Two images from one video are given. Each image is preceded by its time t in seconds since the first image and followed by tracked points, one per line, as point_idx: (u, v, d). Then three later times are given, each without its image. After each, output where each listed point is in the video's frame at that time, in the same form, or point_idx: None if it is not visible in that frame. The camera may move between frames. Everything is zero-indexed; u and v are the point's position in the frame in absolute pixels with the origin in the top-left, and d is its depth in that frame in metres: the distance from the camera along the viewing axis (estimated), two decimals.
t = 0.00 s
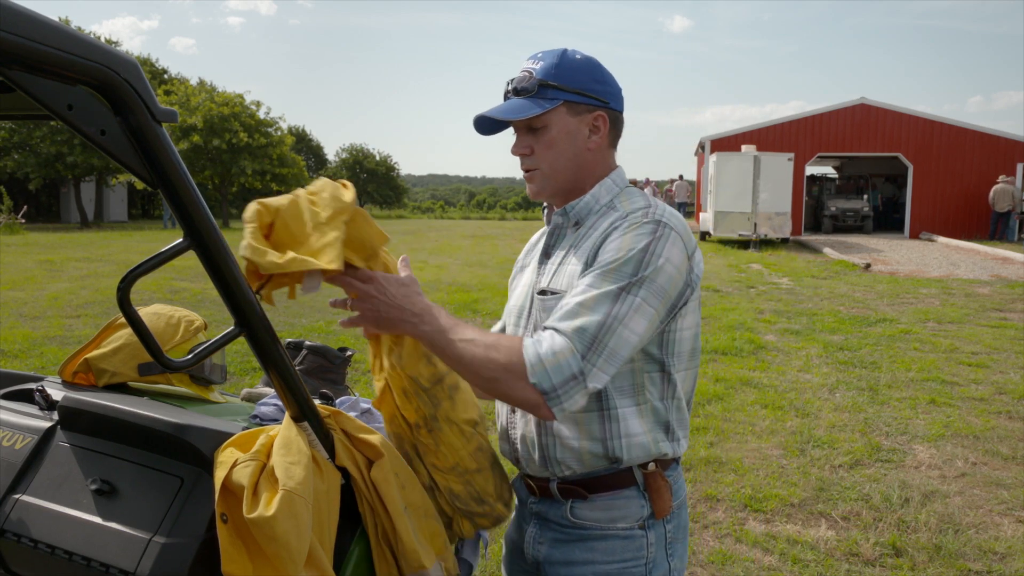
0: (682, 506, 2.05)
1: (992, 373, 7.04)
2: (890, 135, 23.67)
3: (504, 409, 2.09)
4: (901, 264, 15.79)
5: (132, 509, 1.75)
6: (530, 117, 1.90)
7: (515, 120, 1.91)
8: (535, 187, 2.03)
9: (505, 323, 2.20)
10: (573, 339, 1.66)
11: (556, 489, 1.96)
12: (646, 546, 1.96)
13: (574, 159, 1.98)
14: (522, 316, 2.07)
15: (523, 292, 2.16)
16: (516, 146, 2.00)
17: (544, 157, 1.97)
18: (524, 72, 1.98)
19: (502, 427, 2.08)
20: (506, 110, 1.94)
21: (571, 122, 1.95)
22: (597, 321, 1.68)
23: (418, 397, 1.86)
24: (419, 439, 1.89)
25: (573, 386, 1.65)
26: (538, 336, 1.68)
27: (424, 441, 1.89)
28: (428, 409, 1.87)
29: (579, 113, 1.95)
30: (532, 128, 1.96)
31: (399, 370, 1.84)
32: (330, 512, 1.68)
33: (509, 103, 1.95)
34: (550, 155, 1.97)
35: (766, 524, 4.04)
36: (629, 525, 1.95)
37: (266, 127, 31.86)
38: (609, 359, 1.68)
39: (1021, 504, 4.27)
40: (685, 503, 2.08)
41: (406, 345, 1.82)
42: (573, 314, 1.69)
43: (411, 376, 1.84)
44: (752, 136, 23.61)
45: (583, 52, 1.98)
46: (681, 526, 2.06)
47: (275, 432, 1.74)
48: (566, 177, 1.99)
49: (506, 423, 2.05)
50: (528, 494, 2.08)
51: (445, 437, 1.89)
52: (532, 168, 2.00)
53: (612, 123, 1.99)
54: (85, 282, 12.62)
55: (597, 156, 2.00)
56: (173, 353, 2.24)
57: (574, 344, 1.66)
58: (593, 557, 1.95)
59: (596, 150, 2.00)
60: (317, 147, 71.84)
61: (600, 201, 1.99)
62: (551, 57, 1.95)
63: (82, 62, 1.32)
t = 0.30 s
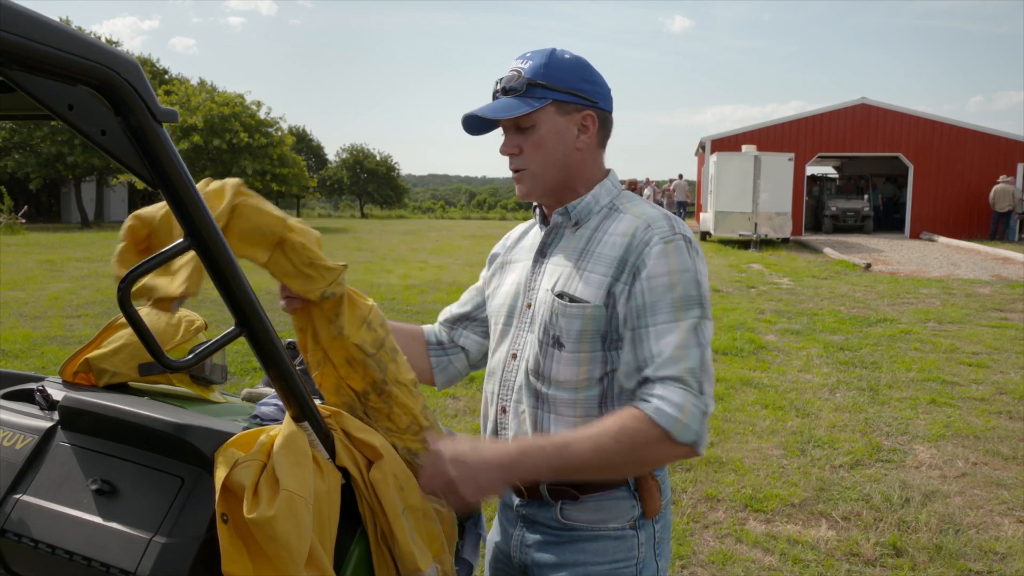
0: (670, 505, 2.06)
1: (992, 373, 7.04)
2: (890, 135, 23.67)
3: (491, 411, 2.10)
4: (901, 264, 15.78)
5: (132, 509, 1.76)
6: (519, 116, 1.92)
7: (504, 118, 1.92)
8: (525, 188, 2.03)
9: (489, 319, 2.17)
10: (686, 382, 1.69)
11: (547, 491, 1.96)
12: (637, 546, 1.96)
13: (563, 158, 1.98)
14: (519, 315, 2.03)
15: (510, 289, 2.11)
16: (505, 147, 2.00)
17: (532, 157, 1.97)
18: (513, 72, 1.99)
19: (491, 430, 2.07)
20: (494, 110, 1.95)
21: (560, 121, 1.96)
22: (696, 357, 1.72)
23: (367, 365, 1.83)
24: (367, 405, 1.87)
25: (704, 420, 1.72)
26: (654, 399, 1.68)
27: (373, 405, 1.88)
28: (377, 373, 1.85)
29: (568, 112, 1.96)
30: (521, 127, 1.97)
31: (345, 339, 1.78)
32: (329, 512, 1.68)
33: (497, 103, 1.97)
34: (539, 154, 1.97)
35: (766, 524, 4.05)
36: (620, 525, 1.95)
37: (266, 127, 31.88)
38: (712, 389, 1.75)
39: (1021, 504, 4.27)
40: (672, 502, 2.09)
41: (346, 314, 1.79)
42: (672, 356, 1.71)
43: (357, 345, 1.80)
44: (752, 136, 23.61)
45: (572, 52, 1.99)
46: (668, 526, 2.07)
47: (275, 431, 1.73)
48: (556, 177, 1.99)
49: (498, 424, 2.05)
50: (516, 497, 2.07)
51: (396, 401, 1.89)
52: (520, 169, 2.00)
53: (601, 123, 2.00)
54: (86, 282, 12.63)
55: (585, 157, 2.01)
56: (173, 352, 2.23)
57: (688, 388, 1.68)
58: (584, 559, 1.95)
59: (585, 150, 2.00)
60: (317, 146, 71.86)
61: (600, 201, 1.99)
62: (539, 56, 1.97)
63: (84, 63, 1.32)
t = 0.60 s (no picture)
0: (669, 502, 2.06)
1: (993, 373, 7.04)
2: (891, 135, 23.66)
3: (489, 413, 2.07)
4: (903, 264, 15.76)
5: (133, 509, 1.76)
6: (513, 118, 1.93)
7: (499, 120, 1.93)
8: (522, 191, 2.02)
9: (484, 318, 2.14)
10: (713, 397, 1.78)
11: (547, 491, 1.96)
12: (638, 543, 1.97)
13: (559, 160, 1.98)
14: (520, 316, 2.02)
15: (509, 288, 2.09)
16: (501, 149, 2.01)
17: (528, 159, 1.98)
18: (508, 73, 2.00)
19: (490, 431, 2.04)
20: (489, 113, 1.96)
21: (555, 122, 1.96)
22: (714, 365, 1.81)
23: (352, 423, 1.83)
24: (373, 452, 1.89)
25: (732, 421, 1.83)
26: (699, 430, 1.75)
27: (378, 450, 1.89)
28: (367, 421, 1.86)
29: (563, 114, 1.96)
30: (516, 129, 1.97)
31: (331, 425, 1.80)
32: (330, 511, 1.68)
33: (492, 105, 1.97)
34: (535, 156, 1.98)
35: (767, 524, 4.04)
36: (622, 524, 1.95)
37: (267, 127, 31.85)
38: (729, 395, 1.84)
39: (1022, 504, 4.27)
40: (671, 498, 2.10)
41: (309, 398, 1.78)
42: (697, 369, 1.78)
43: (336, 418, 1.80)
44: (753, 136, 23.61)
45: (567, 53, 2.00)
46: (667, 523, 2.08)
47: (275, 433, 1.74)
48: (552, 178, 1.99)
49: (496, 425, 2.02)
50: (515, 498, 2.07)
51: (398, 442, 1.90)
52: (516, 172, 2.00)
53: (597, 124, 2.00)
54: (87, 282, 12.63)
55: (583, 158, 2.00)
56: (174, 352, 2.24)
57: (716, 403, 1.78)
58: (586, 558, 1.96)
59: (582, 152, 2.00)
60: (318, 146, 71.88)
61: (603, 203, 1.99)
62: (533, 57, 1.98)
63: (82, 61, 1.32)
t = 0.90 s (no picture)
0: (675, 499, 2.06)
1: (993, 373, 7.03)
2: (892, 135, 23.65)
3: (496, 415, 2.07)
4: (903, 264, 15.75)
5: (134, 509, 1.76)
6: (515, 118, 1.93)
7: (501, 120, 1.93)
8: (525, 191, 2.02)
9: (491, 318, 2.14)
10: (733, 392, 1.79)
11: (555, 491, 1.96)
12: (647, 541, 1.97)
13: (562, 160, 1.98)
14: (528, 318, 2.02)
15: (514, 289, 2.08)
16: (503, 149, 2.00)
17: (530, 159, 1.98)
18: (510, 73, 2.00)
19: (498, 432, 2.04)
20: (492, 113, 1.96)
21: (557, 123, 1.96)
22: (734, 360, 1.81)
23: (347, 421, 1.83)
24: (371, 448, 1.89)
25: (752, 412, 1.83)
26: (727, 419, 1.75)
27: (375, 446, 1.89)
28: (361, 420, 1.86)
29: (565, 114, 1.96)
30: (518, 130, 1.97)
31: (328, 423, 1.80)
32: (334, 511, 1.68)
33: (495, 105, 1.97)
34: (538, 156, 1.97)
35: (767, 524, 4.04)
36: (631, 522, 1.94)
37: (267, 127, 31.81)
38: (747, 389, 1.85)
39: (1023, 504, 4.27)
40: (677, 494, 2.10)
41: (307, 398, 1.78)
42: (716, 364, 1.79)
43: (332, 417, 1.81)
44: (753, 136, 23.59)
45: (571, 53, 1.99)
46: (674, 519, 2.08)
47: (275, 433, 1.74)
48: (555, 179, 1.99)
49: (505, 427, 2.02)
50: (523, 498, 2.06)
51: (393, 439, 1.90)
52: (519, 172, 2.00)
53: (600, 124, 2.00)
54: (88, 282, 12.62)
55: (586, 158, 2.00)
56: (174, 352, 2.23)
57: (737, 398, 1.79)
58: (594, 558, 1.95)
59: (585, 152, 2.00)
60: (319, 146, 71.87)
61: (610, 203, 1.98)
62: (536, 57, 1.98)
63: (82, 61, 1.32)
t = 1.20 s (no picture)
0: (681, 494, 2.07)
1: (993, 373, 7.04)
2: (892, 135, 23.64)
3: (503, 414, 2.08)
4: (903, 265, 15.74)
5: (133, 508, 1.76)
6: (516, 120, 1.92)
7: (502, 122, 1.93)
8: (527, 193, 2.02)
9: (496, 317, 2.15)
10: (726, 390, 1.76)
11: (564, 488, 1.96)
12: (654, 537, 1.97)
13: (563, 161, 1.97)
14: (532, 317, 2.02)
15: (518, 288, 2.09)
16: (504, 151, 2.00)
17: (532, 161, 1.97)
18: (511, 75, 2.00)
19: (505, 431, 2.05)
20: (493, 116, 1.96)
21: (558, 124, 1.96)
22: (729, 359, 1.79)
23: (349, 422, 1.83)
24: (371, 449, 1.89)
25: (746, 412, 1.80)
26: (710, 419, 1.73)
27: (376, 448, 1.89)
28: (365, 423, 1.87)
29: (566, 115, 1.96)
30: (519, 132, 1.97)
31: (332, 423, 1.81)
32: (333, 510, 1.68)
33: (496, 107, 1.97)
34: (539, 158, 1.97)
35: (767, 524, 4.04)
36: (638, 518, 1.95)
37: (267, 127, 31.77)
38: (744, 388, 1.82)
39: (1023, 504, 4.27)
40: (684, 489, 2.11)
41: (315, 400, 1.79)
42: (710, 362, 1.77)
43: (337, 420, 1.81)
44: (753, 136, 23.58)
45: (571, 53, 1.99)
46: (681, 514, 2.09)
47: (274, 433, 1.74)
48: (556, 180, 1.99)
49: (511, 427, 2.03)
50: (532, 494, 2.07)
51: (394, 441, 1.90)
52: (521, 174, 2.00)
53: (601, 125, 1.99)
54: (88, 282, 12.62)
55: (587, 159, 2.00)
56: (174, 352, 2.23)
57: (730, 397, 1.76)
58: (603, 554, 1.96)
59: (586, 153, 2.00)
60: (318, 146, 71.88)
61: (611, 202, 1.99)
62: (536, 58, 1.98)
63: (81, 62, 1.32)
